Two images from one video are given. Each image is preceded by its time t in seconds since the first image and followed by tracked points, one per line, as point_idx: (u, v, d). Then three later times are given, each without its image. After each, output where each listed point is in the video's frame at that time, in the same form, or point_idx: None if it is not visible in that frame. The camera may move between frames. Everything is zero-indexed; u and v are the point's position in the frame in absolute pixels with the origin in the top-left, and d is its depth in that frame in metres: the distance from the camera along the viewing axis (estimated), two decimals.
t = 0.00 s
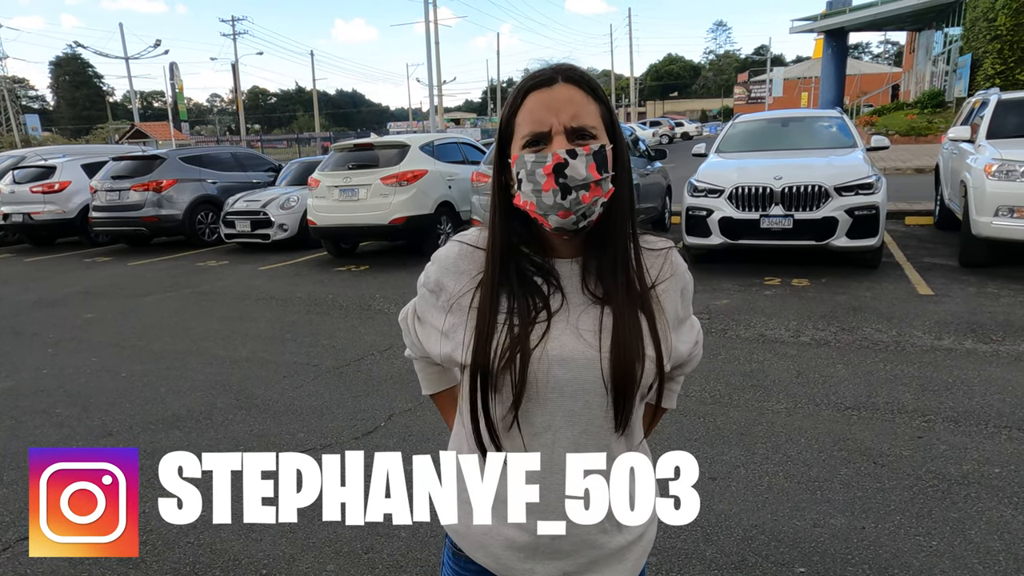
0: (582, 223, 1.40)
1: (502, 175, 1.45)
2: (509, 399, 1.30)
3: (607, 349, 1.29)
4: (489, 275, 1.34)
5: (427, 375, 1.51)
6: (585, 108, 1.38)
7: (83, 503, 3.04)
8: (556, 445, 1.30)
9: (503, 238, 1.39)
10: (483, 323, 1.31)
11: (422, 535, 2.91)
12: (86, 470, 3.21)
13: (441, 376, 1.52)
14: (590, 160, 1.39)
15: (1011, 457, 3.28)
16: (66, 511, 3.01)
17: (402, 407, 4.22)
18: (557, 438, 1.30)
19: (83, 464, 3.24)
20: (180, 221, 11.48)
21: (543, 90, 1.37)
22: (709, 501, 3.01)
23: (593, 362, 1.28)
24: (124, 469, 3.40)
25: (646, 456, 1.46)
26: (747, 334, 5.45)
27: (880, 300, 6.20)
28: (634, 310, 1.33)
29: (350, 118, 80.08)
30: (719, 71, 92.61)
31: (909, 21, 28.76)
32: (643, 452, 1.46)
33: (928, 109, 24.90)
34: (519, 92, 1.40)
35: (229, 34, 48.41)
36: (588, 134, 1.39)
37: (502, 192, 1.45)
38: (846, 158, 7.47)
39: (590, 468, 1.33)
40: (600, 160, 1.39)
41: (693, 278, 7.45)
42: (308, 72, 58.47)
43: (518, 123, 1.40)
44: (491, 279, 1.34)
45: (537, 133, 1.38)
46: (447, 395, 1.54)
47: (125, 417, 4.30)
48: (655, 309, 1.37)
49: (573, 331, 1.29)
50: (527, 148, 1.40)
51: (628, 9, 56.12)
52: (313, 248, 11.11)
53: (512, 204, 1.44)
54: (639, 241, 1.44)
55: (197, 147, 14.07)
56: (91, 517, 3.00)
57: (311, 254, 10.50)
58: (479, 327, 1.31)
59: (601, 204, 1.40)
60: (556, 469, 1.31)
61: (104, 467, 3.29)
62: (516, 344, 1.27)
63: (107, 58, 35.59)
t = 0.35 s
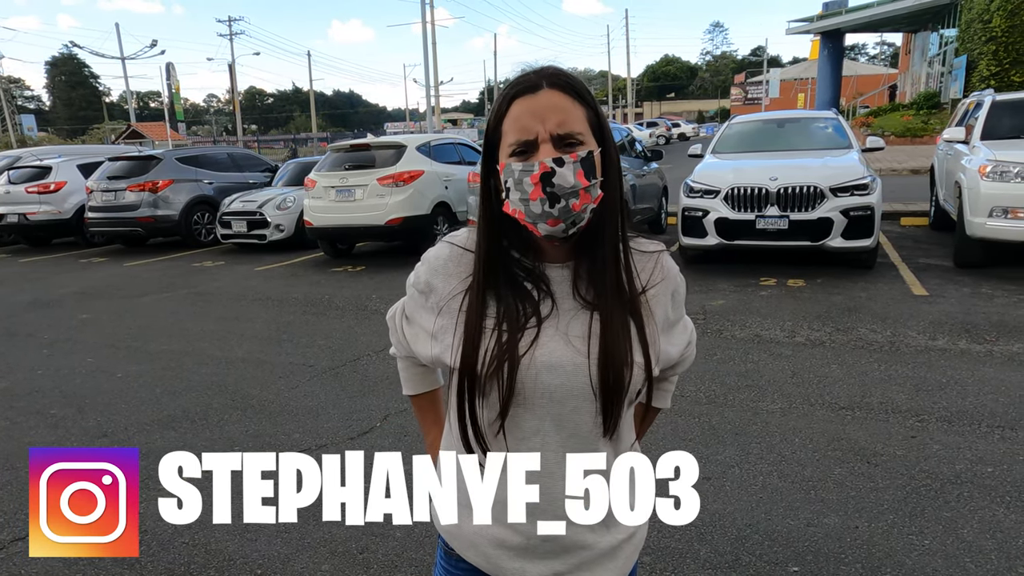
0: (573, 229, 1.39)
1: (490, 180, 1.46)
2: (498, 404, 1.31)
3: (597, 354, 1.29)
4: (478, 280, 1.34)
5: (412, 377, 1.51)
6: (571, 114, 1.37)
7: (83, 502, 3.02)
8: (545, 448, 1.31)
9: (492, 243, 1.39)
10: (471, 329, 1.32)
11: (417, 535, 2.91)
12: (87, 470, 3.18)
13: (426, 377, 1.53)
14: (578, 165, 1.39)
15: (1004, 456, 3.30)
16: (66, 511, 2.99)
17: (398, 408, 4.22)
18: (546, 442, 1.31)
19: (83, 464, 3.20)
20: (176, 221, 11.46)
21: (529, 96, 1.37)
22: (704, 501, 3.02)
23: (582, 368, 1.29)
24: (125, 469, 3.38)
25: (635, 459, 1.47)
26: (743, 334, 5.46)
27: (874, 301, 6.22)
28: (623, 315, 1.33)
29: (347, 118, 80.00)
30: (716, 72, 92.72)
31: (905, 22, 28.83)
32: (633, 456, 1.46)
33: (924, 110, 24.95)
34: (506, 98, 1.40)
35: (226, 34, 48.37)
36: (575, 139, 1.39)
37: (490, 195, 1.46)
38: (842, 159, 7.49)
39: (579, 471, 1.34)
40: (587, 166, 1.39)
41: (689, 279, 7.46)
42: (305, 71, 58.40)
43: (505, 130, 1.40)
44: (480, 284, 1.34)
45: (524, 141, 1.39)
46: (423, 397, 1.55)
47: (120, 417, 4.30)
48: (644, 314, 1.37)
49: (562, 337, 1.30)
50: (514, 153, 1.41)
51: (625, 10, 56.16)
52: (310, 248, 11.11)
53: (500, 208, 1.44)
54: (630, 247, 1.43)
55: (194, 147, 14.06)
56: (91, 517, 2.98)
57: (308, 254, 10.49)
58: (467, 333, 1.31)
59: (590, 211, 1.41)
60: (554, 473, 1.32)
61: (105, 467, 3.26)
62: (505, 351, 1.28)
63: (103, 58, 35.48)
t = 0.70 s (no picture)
0: (564, 232, 1.40)
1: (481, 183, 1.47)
2: (493, 407, 1.32)
3: (591, 358, 1.31)
4: (471, 284, 1.35)
5: (404, 380, 1.53)
6: (559, 117, 1.38)
7: (83, 503, 3.02)
8: (540, 451, 1.32)
9: (486, 247, 1.40)
10: (466, 334, 1.33)
11: (415, 535, 2.91)
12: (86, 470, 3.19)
13: (417, 380, 1.54)
14: (567, 169, 1.40)
15: (998, 455, 3.32)
16: (65, 511, 3.00)
17: (396, 408, 4.23)
18: (541, 445, 1.32)
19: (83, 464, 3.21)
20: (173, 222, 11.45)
21: (517, 101, 1.38)
22: (700, 500, 3.03)
23: (577, 372, 1.30)
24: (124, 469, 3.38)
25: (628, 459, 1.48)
26: (739, 333, 5.48)
27: (870, 300, 6.25)
28: (617, 318, 1.34)
29: (344, 118, 79.95)
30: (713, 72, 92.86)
31: (901, 22, 28.91)
32: (626, 457, 1.47)
33: (919, 110, 25.03)
34: (495, 102, 1.41)
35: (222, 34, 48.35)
36: (563, 141, 1.40)
37: (482, 199, 1.47)
38: (837, 159, 7.52)
39: (574, 472, 1.35)
40: (576, 168, 1.41)
41: (685, 278, 7.48)
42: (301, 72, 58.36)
43: (494, 134, 1.41)
44: (474, 287, 1.35)
45: (513, 145, 1.40)
46: (414, 401, 1.56)
47: (118, 418, 4.30)
48: (638, 316, 1.39)
49: (557, 341, 1.31)
50: (504, 158, 1.42)
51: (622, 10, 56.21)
52: (307, 249, 11.11)
53: (492, 212, 1.45)
54: (623, 249, 1.45)
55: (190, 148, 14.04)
56: (91, 517, 2.98)
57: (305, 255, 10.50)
58: (461, 337, 1.32)
59: (581, 212, 1.42)
60: (549, 474, 1.33)
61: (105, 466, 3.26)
62: (500, 357, 1.29)
63: (100, 58, 35.42)
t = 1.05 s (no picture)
0: (549, 230, 1.43)
1: (471, 187, 1.51)
2: (492, 404, 1.34)
3: (588, 356, 1.33)
4: (467, 281, 1.37)
5: (406, 376, 1.53)
6: (532, 118, 1.40)
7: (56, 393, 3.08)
8: (538, 448, 1.35)
9: (483, 246, 1.42)
10: (463, 332, 1.35)
11: (414, 531, 2.93)
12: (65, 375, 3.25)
13: (422, 378, 1.55)
14: (545, 169, 1.41)
15: (993, 452, 3.35)
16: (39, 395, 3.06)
17: (395, 406, 4.25)
18: (538, 441, 1.34)
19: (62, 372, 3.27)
20: (171, 223, 11.45)
21: (492, 107, 1.41)
22: (698, 497, 3.05)
23: (572, 370, 1.32)
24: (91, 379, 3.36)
25: (624, 456, 1.50)
26: (736, 332, 5.51)
27: (868, 300, 6.27)
28: (613, 317, 1.36)
29: (342, 119, 79.93)
30: (711, 73, 93.01)
31: (898, 23, 29.01)
32: (621, 455, 1.49)
33: (916, 111, 25.11)
34: (475, 108, 1.45)
35: (219, 35, 48.35)
36: (543, 141, 1.42)
37: (475, 201, 1.50)
38: (834, 159, 7.55)
39: (569, 468, 1.37)
40: (556, 167, 1.42)
41: (683, 278, 7.50)
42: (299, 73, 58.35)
43: (477, 140, 1.45)
44: (470, 285, 1.38)
45: (493, 149, 1.43)
46: (420, 398, 1.56)
47: (118, 417, 4.31)
48: (634, 314, 1.41)
49: (555, 340, 1.33)
50: (487, 163, 1.46)
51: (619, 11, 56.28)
52: (306, 249, 11.12)
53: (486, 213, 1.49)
54: (619, 246, 1.46)
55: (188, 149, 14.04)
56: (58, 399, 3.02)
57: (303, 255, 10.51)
58: (459, 334, 1.34)
59: (566, 210, 1.43)
60: (546, 470, 1.36)
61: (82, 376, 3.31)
62: (498, 355, 1.31)
63: (98, 59, 35.40)
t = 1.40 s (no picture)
0: (547, 228, 1.45)
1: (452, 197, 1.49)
2: (477, 404, 1.34)
3: (572, 353, 1.33)
4: (450, 282, 1.39)
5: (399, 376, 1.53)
6: (517, 118, 1.40)
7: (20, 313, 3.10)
8: (523, 447, 1.35)
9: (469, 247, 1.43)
10: (447, 332, 1.36)
11: (407, 530, 2.93)
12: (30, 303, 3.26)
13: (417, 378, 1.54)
14: (536, 168, 1.42)
15: (984, 449, 3.36)
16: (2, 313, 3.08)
17: (389, 405, 4.25)
18: (524, 439, 1.35)
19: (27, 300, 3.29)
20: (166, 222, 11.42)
21: (472, 114, 1.40)
22: (690, 495, 3.06)
23: (557, 368, 1.32)
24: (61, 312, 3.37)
25: (614, 454, 1.50)
26: (731, 331, 5.52)
27: (861, 298, 6.30)
28: (598, 314, 1.36)
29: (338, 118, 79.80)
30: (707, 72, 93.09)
31: (893, 22, 29.08)
32: (611, 454, 1.49)
33: (911, 110, 25.18)
34: (451, 119, 1.44)
35: (214, 33, 48.26)
36: (525, 142, 1.43)
37: (459, 208, 1.50)
38: (829, 158, 7.56)
39: (556, 468, 1.37)
40: (544, 166, 1.43)
41: (678, 277, 7.52)
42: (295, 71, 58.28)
43: (457, 148, 1.43)
44: (454, 286, 1.39)
45: (475, 156, 1.42)
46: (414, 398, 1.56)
47: (111, 416, 4.31)
48: (619, 311, 1.41)
49: (540, 338, 1.33)
50: (473, 172, 1.44)
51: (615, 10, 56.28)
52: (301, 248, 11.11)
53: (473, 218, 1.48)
54: (604, 242, 1.47)
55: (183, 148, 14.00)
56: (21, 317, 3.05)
57: (299, 254, 10.51)
58: (441, 335, 1.36)
59: (560, 207, 1.45)
60: (531, 469, 1.36)
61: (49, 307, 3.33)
62: (482, 355, 1.32)
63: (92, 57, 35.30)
